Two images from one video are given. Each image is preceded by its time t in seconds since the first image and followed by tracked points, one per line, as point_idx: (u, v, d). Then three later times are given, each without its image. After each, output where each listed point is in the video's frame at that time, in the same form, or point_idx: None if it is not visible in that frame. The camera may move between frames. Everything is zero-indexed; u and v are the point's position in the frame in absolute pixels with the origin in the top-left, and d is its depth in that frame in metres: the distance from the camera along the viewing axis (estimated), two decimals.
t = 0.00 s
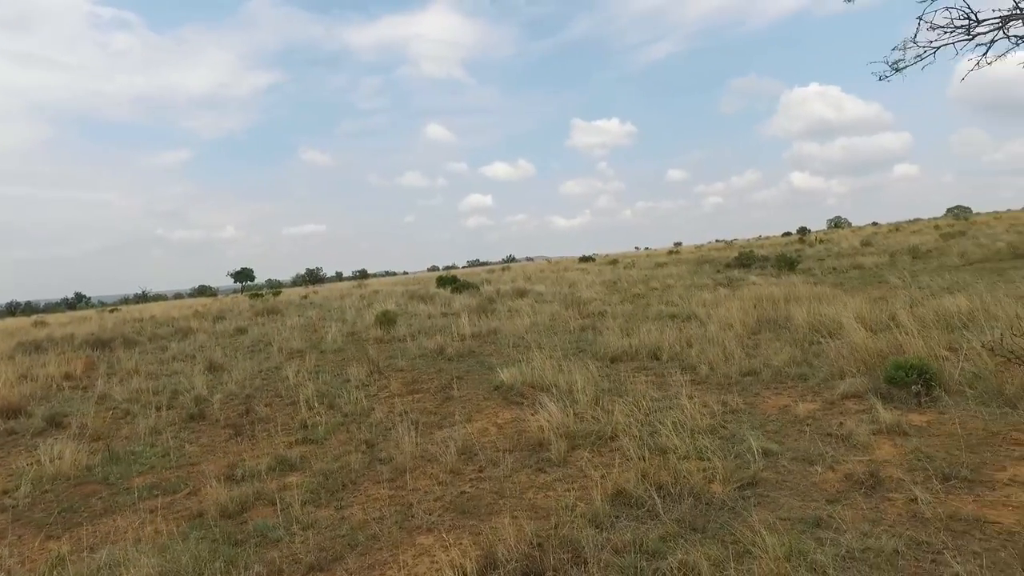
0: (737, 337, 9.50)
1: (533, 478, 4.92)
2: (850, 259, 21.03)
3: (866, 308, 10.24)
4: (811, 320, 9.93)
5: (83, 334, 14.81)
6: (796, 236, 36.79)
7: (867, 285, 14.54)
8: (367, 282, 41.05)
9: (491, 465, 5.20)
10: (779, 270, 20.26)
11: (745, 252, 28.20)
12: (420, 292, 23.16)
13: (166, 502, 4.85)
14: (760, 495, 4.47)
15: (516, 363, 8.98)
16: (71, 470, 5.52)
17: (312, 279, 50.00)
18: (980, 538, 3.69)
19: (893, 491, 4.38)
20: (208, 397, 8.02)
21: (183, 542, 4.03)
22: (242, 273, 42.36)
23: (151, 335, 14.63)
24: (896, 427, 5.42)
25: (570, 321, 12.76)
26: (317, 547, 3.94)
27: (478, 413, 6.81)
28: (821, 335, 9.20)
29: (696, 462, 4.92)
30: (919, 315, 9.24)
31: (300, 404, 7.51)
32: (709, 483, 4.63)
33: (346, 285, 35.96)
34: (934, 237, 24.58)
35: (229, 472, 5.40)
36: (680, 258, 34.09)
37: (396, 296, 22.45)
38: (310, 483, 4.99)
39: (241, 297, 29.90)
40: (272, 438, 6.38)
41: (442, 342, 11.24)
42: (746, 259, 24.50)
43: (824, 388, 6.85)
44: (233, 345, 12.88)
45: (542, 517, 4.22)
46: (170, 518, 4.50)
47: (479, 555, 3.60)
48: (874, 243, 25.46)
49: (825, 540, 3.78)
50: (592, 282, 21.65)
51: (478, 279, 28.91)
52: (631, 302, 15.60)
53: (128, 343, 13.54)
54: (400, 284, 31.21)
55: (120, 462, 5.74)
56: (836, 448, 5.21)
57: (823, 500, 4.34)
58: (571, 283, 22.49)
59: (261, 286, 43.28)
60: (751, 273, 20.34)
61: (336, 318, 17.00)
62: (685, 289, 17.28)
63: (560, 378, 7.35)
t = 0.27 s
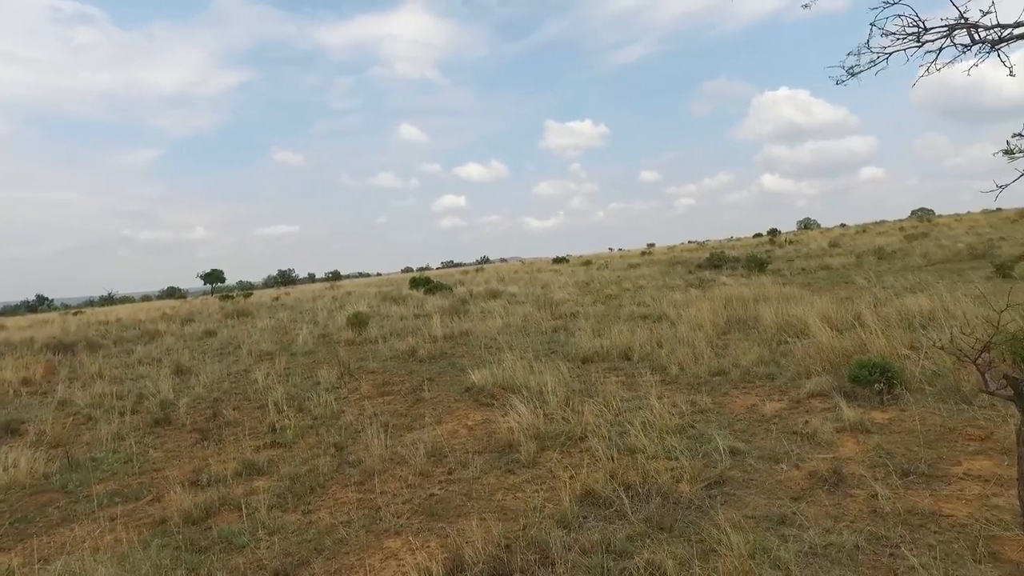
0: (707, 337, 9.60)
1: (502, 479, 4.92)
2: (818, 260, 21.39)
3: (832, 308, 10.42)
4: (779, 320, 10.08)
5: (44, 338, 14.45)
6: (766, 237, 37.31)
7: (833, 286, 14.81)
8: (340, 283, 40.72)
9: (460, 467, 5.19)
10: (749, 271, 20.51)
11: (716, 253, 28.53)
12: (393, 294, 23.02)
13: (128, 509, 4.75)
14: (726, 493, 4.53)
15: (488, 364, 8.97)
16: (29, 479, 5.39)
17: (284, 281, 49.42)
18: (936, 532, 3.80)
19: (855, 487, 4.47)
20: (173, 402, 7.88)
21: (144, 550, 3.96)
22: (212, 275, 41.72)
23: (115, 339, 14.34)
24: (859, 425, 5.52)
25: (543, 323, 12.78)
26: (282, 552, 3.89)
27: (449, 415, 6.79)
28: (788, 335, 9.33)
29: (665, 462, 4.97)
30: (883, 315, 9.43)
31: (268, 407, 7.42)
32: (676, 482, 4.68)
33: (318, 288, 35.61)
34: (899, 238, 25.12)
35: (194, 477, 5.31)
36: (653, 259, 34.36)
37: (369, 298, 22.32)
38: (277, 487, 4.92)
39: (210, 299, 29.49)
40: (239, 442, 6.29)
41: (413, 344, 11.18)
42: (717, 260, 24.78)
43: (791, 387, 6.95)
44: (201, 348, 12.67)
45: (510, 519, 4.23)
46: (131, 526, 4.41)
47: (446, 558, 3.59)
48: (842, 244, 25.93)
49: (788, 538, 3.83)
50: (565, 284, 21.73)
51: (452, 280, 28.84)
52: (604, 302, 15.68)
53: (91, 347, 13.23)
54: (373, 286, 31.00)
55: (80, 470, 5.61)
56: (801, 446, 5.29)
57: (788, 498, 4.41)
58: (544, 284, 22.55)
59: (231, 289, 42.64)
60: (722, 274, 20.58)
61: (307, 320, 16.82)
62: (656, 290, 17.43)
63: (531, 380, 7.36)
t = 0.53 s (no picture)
0: (680, 338, 9.68)
1: (475, 481, 4.91)
2: (790, 261, 21.69)
3: (803, 308, 10.57)
4: (751, 320, 10.20)
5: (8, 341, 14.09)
6: (740, 239, 37.74)
7: (805, 286, 15.02)
8: (316, 285, 40.37)
9: (432, 469, 5.17)
10: (722, 271, 20.72)
11: (690, 254, 28.79)
12: (368, 295, 22.86)
13: (91, 517, 4.64)
14: (697, 493, 4.56)
15: (463, 366, 8.95)
16: None
17: (258, 282, 48.85)
18: (899, 527, 3.88)
19: (823, 485, 4.53)
20: (141, 406, 7.73)
21: (106, 559, 3.87)
22: (184, 276, 41.07)
23: (82, 342, 14.03)
24: (827, 423, 5.60)
25: (518, 324, 12.78)
26: (250, 558, 3.84)
27: (422, 416, 6.75)
28: (760, 335, 9.44)
29: (637, 462, 4.99)
30: (852, 315, 9.58)
31: (238, 410, 7.31)
32: (648, 482, 4.70)
33: (292, 289, 35.23)
34: (868, 240, 25.59)
35: (160, 483, 5.21)
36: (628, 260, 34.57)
37: (344, 299, 22.14)
38: (246, 492, 4.85)
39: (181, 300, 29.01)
40: (208, 446, 6.19)
41: (388, 345, 11.11)
42: (692, 261, 25.00)
43: (761, 386, 7.03)
44: (171, 351, 12.46)
45: (482, 521, 4.22)
46: (94, 535, 4.31)
47: (417, 561, 3.57)
48: (813, 245, 26.32)
49: (757, 536, 3.88)
50: (540, 285, 21.77)
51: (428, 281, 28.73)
52: (579, 303, 15.74)
53: (56, 350, 12.94)
54: (348, 287, 30.76)
55: (42, 477, 5.47)
56: (771, 444, 5.35)
57: (758, 496, 4.46)
58: (520, 285, 22.56)
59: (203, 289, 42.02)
60: (697, 275, 20.77)
61: (280, 321, 16.63)
62: (631, 291, 17.54)
63: (505, 381, 7.36)
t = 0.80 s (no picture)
0: (648, 338, 9.76)
1: (441, 484, 4.89)
2: (757, 262, 22.03)
3: (768, 308, 10.73)
4: (717, 320, 10.33)
5: None
6: (708, 240, 38.21)
7: (770, 287, 15.27)
8: (284, 286, 39.89)
9: (398, 472, 5.12)
10: (690, 272, 20.97)
11: (659, 255, 29.07)
12: (337, 296, 22.63)
13: (43, 528, 4.51)
14: (663, 493, 4.60)
15: (431, 368, 8.90)
16: None
17: (224, 284, 48.09)
18: (857, 523, 3.95)
19: (785, 483, 4.60)
20: (98, 412, 7.54)
21: (58, 571, 3.76)
22: (147, 278, 40.23)
23: (39, 346, 13.65)
24: (790, 422, 5.68)
25: (487, 325, 12.77)
26: (210, 567, 3.76)
27: (389, 419, 6.70)
28: (726, 335, 9.57)
29: (603, 463, 5.02)
30: (815, 315, 9.76)
31: (201, 415, 7.17)
32: (614, 483, 4.72)
33: (260, 290, 34.74)
34: (833, 241, 26.11)
35: (117, 491, 5.08)
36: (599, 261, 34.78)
37: (312, 301, 21.89)
38: (206, 498, 4.75)
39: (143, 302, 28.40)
40: (168, 452, 6.05)
41: (355, 347, 11.00)
42: (661, 262, 25.25)
43: (726, 385, 7.12)
44: (132, 355, 12.18)
45: (447, 524, 4.20)
46: (45, 547, 4.19)
47: (380, 567, 3.54)
48: (779, 247, 26.78)
49: (720, 534, 3.92)
50: (510, 286, 21.78)
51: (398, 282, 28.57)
52: (548, 305, 15.78)
53: (11, 355, 12.56)
54: (317, 288, 30.42)
55: None
56: (735, 444, 5.42)
57: (722, 495, 4.51)
58: (491, 286, 22.56)
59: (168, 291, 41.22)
60: (665, 275, 20.99)
61: (246, 324, 16.37)
62: (601, 292, 17.65)
63: (473, 383, 7.33)
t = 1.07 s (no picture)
0: (614, 339, 9.83)
1: (405, 487, 4.85)
2: (722, 263, 22.35)
3: (731, 309, 10.88)
4: (682, 321, 10.44)
5: None
6: (675, 241, 38.65)
7: (735, 288, 15.50)
8: (250, 288, 39.31)
9: (361, 477, 5.07)
10: (657, 273, 21.19)
11: (627, 256, 29.31)
12: (303, 298, 22.36)
13: None
14: (626, 493, 4.63)
15: (397, 370, 8.83)
16: None
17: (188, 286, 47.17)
18: (814, 520, 4.02)
19: (745, 482, 4.67)
20: (51, 419, 7.32)
21: None
22: (107, 280, 39.29)
23: None
24: (752, 421, 5.77)
25: (454, 327, 12.74)
26: None
27: (353, 423, 6.63)
28: (691, 336, 9.69)
29: (567, 464, 5.03)
30: (777, 316, 9.93)
31: (159, 421, 7.02)
32: (578, 484, 4.74)
33: (224, 292, 34.16)
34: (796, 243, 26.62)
35: (69, 502, 4.94)
36: (567, 262, 34.94)
37: (278, 303, 21.59)
38: (163, 507, 4.65)
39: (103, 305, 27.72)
40: (124, 459, 5.91)
41: (321, 350, 10.88)
42: (628, 263, 25.47)
43: (690, 386, 7.20)
44: (89, 359, 11.87)
45: (410, 529, 4.17)
46: None
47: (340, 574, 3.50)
48: (744, 248, 27.20)
49: (681, 534, 3.96)
50: (478, 288, 21.75)
51: (366, 284, 28.34)
52: (516, 306, 15.79)
53: None
54: (283, 290, 30.03)
55: None
56: (698, 444, 5.48)
57: (684, 495, 4.55)
58: (459, 288, 22.50)
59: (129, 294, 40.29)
60: (632, 276, 21.18)
61: (209, 327, 16.07)
62: (568, 293, 17.73)
63: (439, 385, 7.30)
